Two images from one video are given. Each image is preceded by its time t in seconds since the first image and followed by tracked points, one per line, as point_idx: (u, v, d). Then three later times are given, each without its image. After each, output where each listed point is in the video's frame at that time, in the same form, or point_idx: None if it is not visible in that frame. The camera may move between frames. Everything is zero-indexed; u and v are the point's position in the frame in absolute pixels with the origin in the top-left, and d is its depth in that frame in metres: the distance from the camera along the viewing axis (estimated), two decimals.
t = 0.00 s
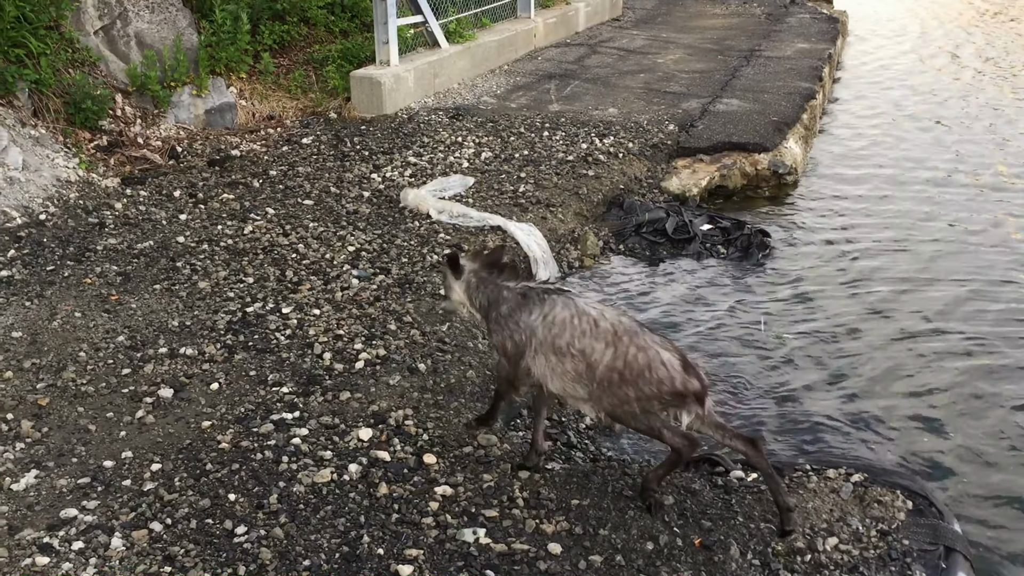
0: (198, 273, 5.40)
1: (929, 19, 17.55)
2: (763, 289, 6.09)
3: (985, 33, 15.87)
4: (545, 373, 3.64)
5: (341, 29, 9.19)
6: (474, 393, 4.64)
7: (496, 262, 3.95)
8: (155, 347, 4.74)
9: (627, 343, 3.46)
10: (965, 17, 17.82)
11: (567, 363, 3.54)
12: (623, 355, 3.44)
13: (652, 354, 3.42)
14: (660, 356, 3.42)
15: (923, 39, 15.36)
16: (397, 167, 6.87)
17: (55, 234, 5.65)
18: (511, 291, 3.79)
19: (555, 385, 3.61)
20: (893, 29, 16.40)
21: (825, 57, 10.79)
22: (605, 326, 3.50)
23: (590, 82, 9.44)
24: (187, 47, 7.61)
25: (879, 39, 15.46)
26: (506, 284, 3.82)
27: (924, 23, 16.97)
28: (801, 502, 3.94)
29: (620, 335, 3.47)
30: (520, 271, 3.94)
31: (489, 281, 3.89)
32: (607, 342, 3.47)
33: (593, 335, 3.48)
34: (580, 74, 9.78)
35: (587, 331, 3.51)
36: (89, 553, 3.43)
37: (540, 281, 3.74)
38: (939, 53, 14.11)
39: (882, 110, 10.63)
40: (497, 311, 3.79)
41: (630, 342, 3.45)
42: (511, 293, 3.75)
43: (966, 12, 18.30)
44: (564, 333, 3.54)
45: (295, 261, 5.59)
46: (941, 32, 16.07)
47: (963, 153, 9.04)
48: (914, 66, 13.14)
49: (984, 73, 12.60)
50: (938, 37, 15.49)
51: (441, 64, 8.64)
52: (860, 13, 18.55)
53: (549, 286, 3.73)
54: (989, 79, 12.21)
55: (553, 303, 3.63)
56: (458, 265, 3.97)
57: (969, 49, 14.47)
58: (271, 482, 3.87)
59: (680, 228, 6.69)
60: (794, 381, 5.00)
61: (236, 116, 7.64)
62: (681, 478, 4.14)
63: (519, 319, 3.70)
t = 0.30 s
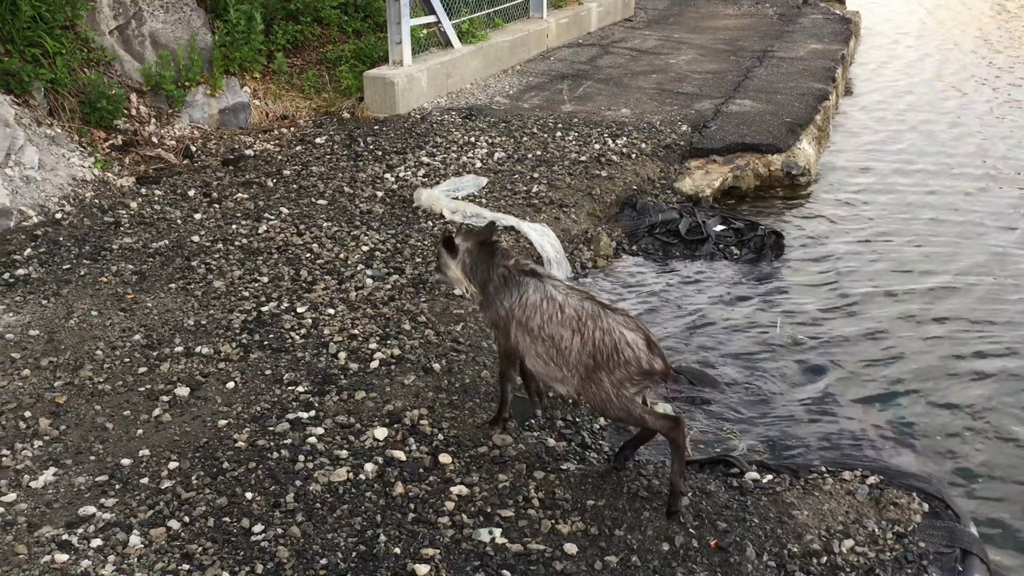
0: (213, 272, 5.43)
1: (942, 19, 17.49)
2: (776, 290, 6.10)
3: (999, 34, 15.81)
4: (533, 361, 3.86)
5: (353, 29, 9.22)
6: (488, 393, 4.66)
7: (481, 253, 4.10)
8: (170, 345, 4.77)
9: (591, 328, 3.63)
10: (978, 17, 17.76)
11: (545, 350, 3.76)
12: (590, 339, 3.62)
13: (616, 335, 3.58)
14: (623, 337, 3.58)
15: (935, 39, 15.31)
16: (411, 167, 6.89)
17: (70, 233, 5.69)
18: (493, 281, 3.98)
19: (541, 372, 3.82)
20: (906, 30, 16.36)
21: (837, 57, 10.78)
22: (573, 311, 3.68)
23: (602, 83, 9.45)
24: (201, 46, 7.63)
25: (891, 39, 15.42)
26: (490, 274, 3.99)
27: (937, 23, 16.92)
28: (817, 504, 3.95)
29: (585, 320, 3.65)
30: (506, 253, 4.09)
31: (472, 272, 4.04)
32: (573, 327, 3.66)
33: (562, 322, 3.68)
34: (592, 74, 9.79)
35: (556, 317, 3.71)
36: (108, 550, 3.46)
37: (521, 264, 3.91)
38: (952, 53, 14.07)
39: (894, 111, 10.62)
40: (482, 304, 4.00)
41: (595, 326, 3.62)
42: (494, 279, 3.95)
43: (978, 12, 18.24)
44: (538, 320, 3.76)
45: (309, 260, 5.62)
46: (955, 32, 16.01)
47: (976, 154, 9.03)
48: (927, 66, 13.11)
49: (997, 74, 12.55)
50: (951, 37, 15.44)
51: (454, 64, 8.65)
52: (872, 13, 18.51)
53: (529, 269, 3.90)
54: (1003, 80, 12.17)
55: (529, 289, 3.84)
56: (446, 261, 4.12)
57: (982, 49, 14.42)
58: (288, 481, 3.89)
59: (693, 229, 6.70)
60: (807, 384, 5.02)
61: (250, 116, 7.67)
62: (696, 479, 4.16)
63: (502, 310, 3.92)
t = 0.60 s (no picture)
0: (234, 272, 5.47)
1: (963, 21, 17.36)
2: (794, 293, 6.10)
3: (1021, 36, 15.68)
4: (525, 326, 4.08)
5: (373, 30, 9.26)
6: (508, 394, 4.67)
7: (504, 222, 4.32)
8: (192, 345, 4.80)
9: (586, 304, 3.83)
10: (1000, 18, 17.61)
11: (537, 316, 3.97)
12: (578, 312, 3.82)
13: (602, 314, 3.79)
14: (608, 318, 3.78)
15: (957, 42, 15.20)
16: (430, 168, 6.92)
17: (93, 232, 5.75)
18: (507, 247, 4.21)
19: (527, 335, 4.05)
20: (926, 32, 16.26)
21: (857, 59, 10.74)
22: (572, 285, 3.89)
23: (621, 84, 9.45)
24: (222, 48, 7.69)
25: (911, 41, 15.33)
26: (508, 240, 4.22)
27: (958, 26, 16.80)
28: (838, 509, 3.95)
29: (581, 295, 3.85)
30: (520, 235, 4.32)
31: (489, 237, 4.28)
32: (571, 301, 3.86)
33: (559, 292, 3.89)
34: (611, 76, 9.80)
35: (558, 289, 3.91)
36: (131, 548, 3.49)
37: (535, 243, 4.14)
38: (973, 55, 13.97)
39: (915, 114, 10.55)
40: (490, 267, 4.24)
41: (587, 302, 3.83)
42: (507, 252, 4.17)
43: (1000, 14, 18.09)
44: (541, 292, 3.97)
45: (329, 260, 5.65)
46: (976, 34, 15.88)
47: (997, 157, 8.97)
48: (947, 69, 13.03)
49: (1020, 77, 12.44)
50: (973, 40, 15.32)
51: (473, 65, 8.68)
52: (892, 15, 18.40)
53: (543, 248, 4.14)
54: None
55: (539, 266, 4.06)
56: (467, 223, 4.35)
57: (1004, 51, 14.31)
58: (309, 481, 3.92)
59: (712, 232, 6.70)
60: (826, 388, 5.02)
61: (270, 116, 7.72)
62: (716, 483, 4.16)
63: (506, 275, 4.14)
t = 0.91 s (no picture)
0: (259, 274, 5.51)
1: (990, 25, 17.17)
2: (817, 298, 6.07)
3: None
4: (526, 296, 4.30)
5: (397, 33, 9.31)
6: (530, 397, 4.68)
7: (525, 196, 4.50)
8: (217, 345, 4.84)
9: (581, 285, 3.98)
10: None
11: (537, 290, 4.18)
12: (572, 290, 4.00)
13: (592, 294, 3.93)
14: (598, 298, 3.92)
15: (984, 46, 15.04)
16: (453, 171, 6.96)
17: (120, 232, 5.83)
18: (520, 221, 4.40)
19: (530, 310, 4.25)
20: (953, 36, 16.10)
21: (883, 63, 10.66)
22: (570, 264, 4.06)
23: (644, 87, 9.45)
24: (247, 50, 7.79)
25: (938, 45, 15.20)
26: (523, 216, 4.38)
27: (986, 30, 16.62)
28: (864, 516, 3.92)
29: (576, 273, 4.01)
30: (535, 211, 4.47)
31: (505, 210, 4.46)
32: (568, 282, 4.02)
33: (557, 269, 4.07)
34: (634, 79, 9.80)
35: (559, 269, 4.08)
36: (157, 547, 3.50)
37: (547, 220, 4.30)
38: (1001, 60, 13.82)
39: (941, 119, 10.46)
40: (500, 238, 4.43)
41: (581, 281, 3.98)
42: (520, 228, 4.35)
43: None
44: (544, 270, 4.14)
45: (353, 262, 5.70)
46: (1004, 39, 15.70)
47: None
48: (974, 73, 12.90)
49: None
50: (1001, 44, 15.15)
51: (496, 68, 8.69)
52: (918, 19, 18.24)
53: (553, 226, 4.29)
54: None
55: (545, 244, 4.21)
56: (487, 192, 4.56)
57: None
58: (333, 482, 3.93)
59: (735, 236, 6.68)
60: (850, 393, 4.99)
61: (294, 118, 7.78)
62: (740, 488, 4.14)
63: (514, 248, 4.34)
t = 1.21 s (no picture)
0: (278, 277, 5.55)
1: (1013, 31, 17.02)
2: (835, 305, 6.03)
3: None
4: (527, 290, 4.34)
5: (416, 37, 9.35)
6: (547, 402, 4.68)
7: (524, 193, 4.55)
8: (236, 348, 4.87)
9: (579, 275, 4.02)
10: None
11: (536, 282, 4.23)
12: (568, 280, 4.04)
13: (587, 283, 3.97)
14: (593, 286, 3.96)
15: (1007, 52, 14.90)
16: (470, 176, 6.99)
17: (141, 236, 5.89)
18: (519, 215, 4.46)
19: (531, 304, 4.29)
20: (975, 42, 15.97)
21: (903, 68, 10.60)
22: (567, 254, 4.10)
23: (662, 92, 9.44)
24: (267, 54, 7.87)
25: (959, 51, 15.08)
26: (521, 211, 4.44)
27: (1009, 36, 16.48)
28: (882, 525, 3.89)
29: (573, 263, 4.06)
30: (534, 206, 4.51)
31: (504, 204, 4.50)
32: (566, 273, 4.07)
33: (555, 260, 4.12)
34: (653, 84, 9.79)
35: (557, 261, 4.13)
36: (176, 549, 3.52)
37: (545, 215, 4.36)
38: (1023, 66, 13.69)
39: (962, 125, 10.38)
40: (499, 233, 4.49)
41: (577, 271, 4.02)
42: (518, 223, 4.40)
43: None
44: (542, 263, 4.19)
45: (371, 266, 5.75)
46: None
47: None
48: (997, 79, 12.79)
49: None
50: None
51: (514, 73, 8.71)
52: (939, 25, 18.11)
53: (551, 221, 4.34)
54: None
55: (544, 237, 4.26)
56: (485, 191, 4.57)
57: None
58: (350, 485, 3.93)
59: (753, 242, 6.67)
60: (869, 401, 4.96)
61: (313, 122, 7.85)
62: (757, 496, 4.11)
63: (513, 242, 4.39)
